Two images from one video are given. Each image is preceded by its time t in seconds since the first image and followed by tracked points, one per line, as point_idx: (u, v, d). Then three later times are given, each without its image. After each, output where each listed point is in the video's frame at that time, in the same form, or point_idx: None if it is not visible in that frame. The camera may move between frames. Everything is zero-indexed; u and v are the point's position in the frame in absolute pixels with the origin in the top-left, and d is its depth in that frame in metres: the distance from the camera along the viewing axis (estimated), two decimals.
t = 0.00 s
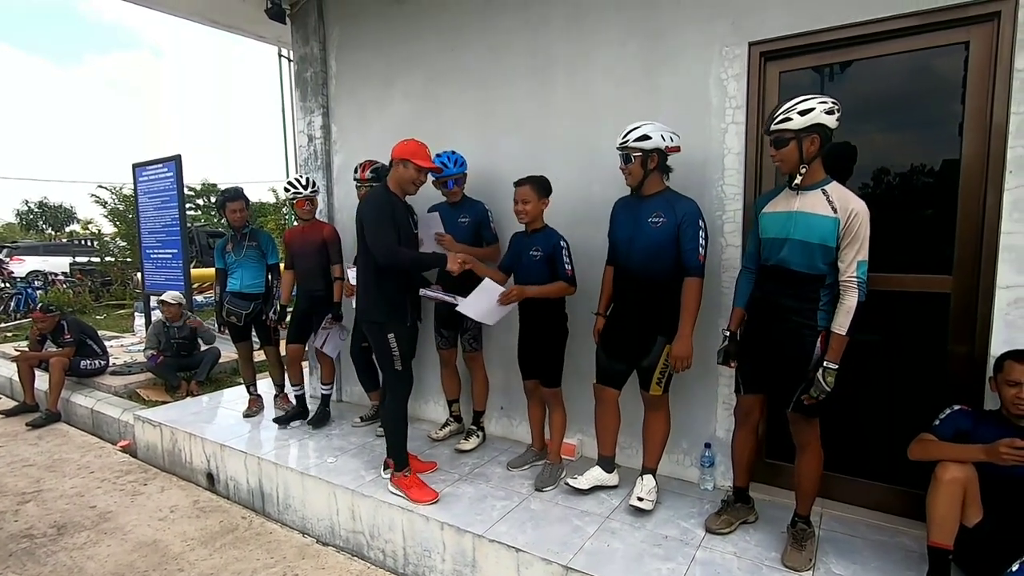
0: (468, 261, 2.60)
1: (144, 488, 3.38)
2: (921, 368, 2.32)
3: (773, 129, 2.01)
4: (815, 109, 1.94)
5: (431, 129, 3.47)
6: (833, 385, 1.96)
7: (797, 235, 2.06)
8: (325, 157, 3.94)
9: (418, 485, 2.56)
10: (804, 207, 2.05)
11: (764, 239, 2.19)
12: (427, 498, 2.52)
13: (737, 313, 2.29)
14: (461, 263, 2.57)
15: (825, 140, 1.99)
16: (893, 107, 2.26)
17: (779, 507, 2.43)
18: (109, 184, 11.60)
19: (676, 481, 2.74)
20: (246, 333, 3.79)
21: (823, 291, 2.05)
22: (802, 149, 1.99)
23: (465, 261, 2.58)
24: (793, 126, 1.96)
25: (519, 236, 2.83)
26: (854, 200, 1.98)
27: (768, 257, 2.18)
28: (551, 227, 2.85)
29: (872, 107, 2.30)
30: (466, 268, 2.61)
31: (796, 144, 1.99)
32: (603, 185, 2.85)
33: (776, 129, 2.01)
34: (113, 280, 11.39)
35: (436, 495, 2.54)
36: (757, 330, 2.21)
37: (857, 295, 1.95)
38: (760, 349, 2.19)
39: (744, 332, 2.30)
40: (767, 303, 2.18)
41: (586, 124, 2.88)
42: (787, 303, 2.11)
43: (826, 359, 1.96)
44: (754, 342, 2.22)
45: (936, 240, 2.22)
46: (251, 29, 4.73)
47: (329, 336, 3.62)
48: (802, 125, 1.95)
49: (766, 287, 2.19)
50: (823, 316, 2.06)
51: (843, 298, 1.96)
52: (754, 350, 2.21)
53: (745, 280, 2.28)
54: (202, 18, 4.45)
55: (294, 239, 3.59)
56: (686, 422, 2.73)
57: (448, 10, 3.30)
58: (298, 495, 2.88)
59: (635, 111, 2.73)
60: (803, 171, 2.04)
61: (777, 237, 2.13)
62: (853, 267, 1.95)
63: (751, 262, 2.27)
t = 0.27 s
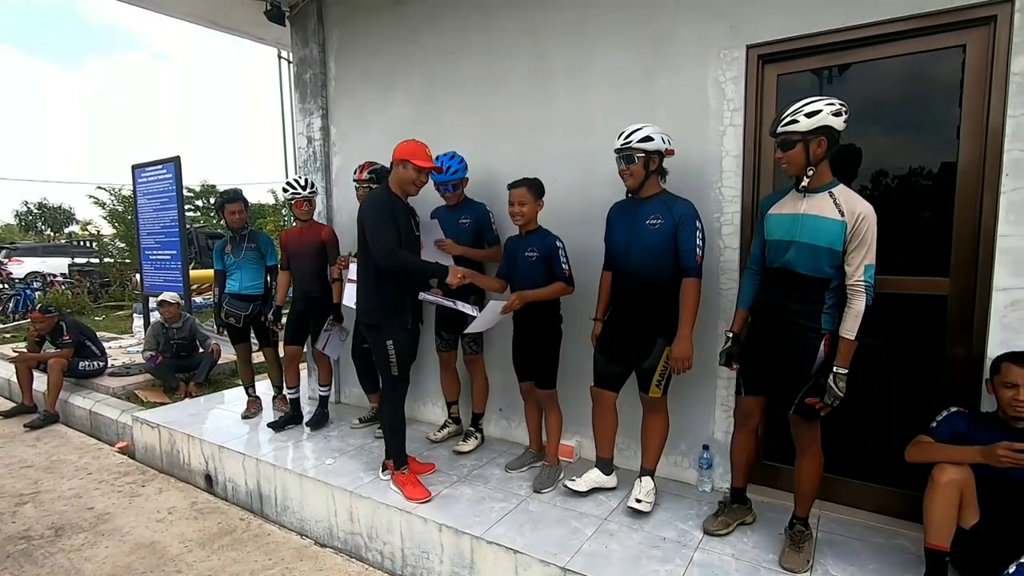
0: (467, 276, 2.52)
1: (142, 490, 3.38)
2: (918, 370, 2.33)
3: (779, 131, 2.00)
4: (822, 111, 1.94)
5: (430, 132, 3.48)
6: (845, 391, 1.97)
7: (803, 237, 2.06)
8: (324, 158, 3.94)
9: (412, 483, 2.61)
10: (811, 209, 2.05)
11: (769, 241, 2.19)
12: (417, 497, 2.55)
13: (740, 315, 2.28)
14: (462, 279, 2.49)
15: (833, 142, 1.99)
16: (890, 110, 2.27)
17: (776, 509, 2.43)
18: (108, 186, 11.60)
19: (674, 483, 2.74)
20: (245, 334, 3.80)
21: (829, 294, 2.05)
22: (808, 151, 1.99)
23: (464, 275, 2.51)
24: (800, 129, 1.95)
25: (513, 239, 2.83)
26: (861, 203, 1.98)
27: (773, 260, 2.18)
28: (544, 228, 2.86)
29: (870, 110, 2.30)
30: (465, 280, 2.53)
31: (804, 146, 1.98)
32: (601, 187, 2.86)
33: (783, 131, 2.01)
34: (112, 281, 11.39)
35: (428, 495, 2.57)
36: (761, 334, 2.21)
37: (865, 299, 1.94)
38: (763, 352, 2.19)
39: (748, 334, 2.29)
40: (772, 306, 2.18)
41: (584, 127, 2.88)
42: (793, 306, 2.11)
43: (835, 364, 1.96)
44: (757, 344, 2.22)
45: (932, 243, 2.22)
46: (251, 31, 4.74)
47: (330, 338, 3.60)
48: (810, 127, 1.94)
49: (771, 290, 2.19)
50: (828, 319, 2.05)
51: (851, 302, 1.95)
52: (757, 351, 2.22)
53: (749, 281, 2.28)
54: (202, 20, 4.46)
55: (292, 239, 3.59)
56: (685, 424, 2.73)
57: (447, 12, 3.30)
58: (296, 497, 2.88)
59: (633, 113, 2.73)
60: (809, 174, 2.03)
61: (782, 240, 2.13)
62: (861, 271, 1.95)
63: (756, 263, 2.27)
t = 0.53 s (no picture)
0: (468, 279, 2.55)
1: (140, 492, 3.37)
2: (915, 371, 2.33)
3: (782, 131, 2.02)
4: (826, 112, 1.94)
5: (428, 133, 3.48)
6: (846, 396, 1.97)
7: (805, 239, 2.07)
8: (322, 160, 3.94)
9: (410, 484, 2.61)
10: (814, 212, 2.05)
11: (771, 241, 2.20)
12: (416, 498, 2.55)
13: (741, 315, 2.26)
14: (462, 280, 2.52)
15: (835, 145, 1.99)
16: (886, 112, 2.28)
17: (774, 510, 2.43)
18: (106, 187, 11.59)
19: (672, 484, 2.74)
20: (243, 336, 3.79)
21: (830, 297, 2.06)
22: (810, 152, 1.99)
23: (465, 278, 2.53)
24: (802, 130, 1.97)
25: (511, 240, 2.83)
26: (864, 206, 1.98)
27: (774, 261, 2.19)
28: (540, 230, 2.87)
29: (866, 112, 2.31)
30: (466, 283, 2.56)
31: (806, 148, 1.99)
32: (599, 189, 2.86)
33: (785, 132, 2.02)
34: (110, 282, 11.38)
35: (426, 496, 2.57)
36: (761, 336, 2.21)
37: (867, 303, 1.94)
38: (763, 353, 2.20)
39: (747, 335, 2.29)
40: (773, 307, 2.18)
41: (583, 128, 2.89)
42: (795, 308, 2.12)
43: (836, 368, 1.97)
44: (758, 345, 2.22)
45: (928, 244, 2.23)
46: (250, 33, 4.74)
47: (325, 339, 3.58)
48: (811, 128, 1.95)
49: (773, 291, 2.20)
50: (829, 321, 2.07)
51: (853, 305, 1.95)
52: (757, 351, 2.22)
53: (750, 281, 2.28)
54: (200, 21, 4.46)
55: (290, 240, 3.59)
56: (683, 425, 2.73)
57: (445, 14, 3.31)
58: (294, 498, 2.88)
59: (631, 115, 2.74)
60: (811, 176, 2.04)
61: (784, 242, 2.13)
62: (863, 275, 1.95)
63: (758, 263, 2.26)
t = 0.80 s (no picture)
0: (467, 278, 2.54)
1: (137, 493, 3.36)
2: (911, 372, 2.34)
3: (780, 130, 2.01)
4: (824, 114, 1.94)
5: (426, 134, 3.48)
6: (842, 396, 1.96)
7: (800, 240, 2.07)
8: (320, 161, 3.94)
9: (408, 486, 2.60)
10: (808, 213, 2.05)
11: (765, 242, 2.19)
12: (414, 500, 2.55)
13: (734, 315, 2.29)
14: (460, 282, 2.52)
15: (833, 146, 1.99)
16: (883, 113, 2.28)
17: (772, 510, 2.44)
18: (103, 188, 11.57)
19: (670, 484, 2.75)
20: (241, 337, 3.78)
21: (825, 297, 2.07)
22: (806, 153, 2.00)
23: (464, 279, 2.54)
24: (800, 130, 1.97)
25: (511, 241, 2.84)
26: (858, 207, 1.99)
27: (769, 262, 2.19)
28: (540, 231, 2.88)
29: (863, 113, 2.32)
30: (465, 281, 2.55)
31: (802, 148, 1.99)
32: (597, 189, 2.87)
33: (783, 131, 2.01)
34: (107, 284, 11.35)
35: (424, 498, 2.57)
36: (758, 337, 2.21)
37: (863, 303, 1.95)
38: (759, 353, 2.20)
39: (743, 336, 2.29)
40: (769, 308, 2.18)
41: (581, 129, 2.90)
42: (792, 309, 2.11)
43: (833, 368, 1.97)
44: (753, 346, 2.23)
45: (925, 245, 2.24)
46: (248, 34, 4.74)
47: (325, 340, 3.51)
48: (810, 129, 1.95)
49: (769, 292, 2.19)
50: (824, 321, 2.08)
51: (848, 305, 1.96)
52: (753, 352, 2.22)
53: (743, 281, 2.28)
54: (198, 22, 4.46)
55: (290, 241, 3.58)
56: (681, 426, 2.74)
57: (443, 15, 3.31)
58: (292, 500, 2.87)
59: (629, 117, 2.75)
60: (808, 176, 2.04)
61: (779, 243, 2.13)
62: (858, 275, 1.95)
63: (751, 264, 2.28)
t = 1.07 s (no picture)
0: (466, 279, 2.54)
1: (137, 494, 3.36)
2: (909, 372, 2.34)
3: (789, 129, 1.95)
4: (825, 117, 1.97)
5: (426, 135, 3.49)
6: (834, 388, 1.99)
7: (788, 238, 2.07)
8: (320, 162, 3.94)
9: (408, 486, 2.61)
10: (794, 210, 2.06)
11: (751, 242, 2.20)
12: (413, 500, 2.55)
13: (723, 319, 2.28)
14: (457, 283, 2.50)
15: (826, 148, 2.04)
16: (882, 113, 2.29)
17: (772, 510, 2.44)
18: (102, 189, 11.56)
19: (670, 484, 2.75)
20: (240, 337, 3.78)
21: (813, 293, 2.07)
22: (808, 153, 2.00)
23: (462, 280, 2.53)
24: (809, 130, 1.94)
25: (512, 242, 2.85)
26: (841, 202, 2.01)
27: (756, 262, 2.19)
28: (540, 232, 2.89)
29: (862, 113, 2.32)
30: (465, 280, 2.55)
31: (808, 149, 1.98)
32: (596, 190, 2.87)
33: (790, 130, 1.96)
34: (106, 284, 11.34)
35: (423, 498, 2.57)
36: (748, 337, 2.20)
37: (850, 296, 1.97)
38: (748, 354, 2.20)
39: (733, 337, 2.28)
40: (760, 308, 2.17)
41: (580, 129, 2.90)
42: (778, 307, 2.11)
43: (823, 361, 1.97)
44: (744, 347, 2.21)
45: (923, 245, 2.25)
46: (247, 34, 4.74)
47: (327, 342, 3.49)
48: (819, 130, 1.95)
49: (759, 293, 2.18)
50: (814, 320, 2.08)
51: (836, 299, 1.97)
52: (745, 354, 2.21)
53: (731, 284, 2.29)
54: (198, 23, 4.46)
55: (290, 243, 3.58)
56: (681, 426, 2.74)
57: (442, 16, 3.32)
58: (292, 500, 2.87)
59: (628, 117, 2.75)
60: (802, 175, 2.05)
61: (765, 242, 2.14)
62: (845, 268, 1.97)
63: (737, 267, 2.29)
